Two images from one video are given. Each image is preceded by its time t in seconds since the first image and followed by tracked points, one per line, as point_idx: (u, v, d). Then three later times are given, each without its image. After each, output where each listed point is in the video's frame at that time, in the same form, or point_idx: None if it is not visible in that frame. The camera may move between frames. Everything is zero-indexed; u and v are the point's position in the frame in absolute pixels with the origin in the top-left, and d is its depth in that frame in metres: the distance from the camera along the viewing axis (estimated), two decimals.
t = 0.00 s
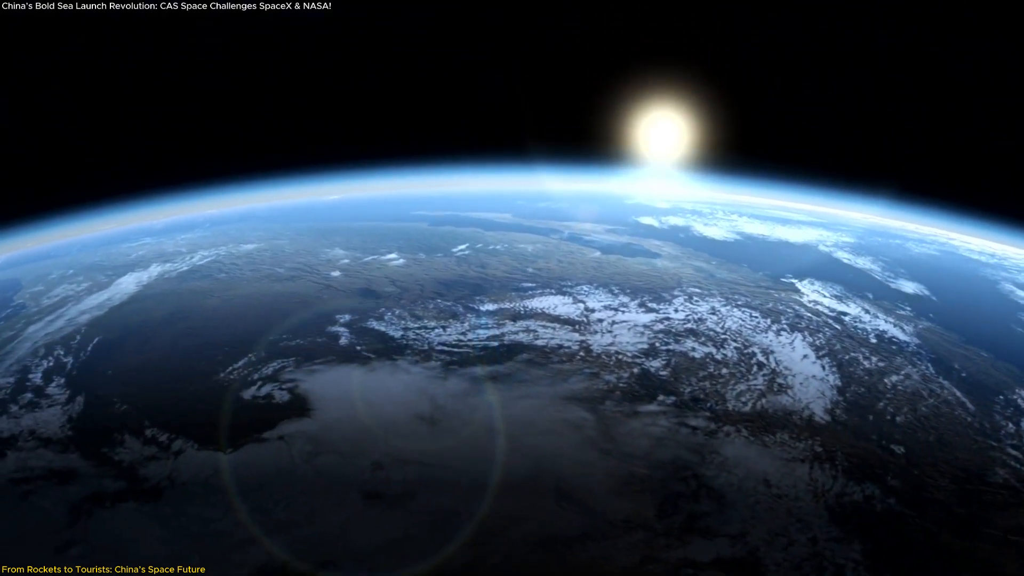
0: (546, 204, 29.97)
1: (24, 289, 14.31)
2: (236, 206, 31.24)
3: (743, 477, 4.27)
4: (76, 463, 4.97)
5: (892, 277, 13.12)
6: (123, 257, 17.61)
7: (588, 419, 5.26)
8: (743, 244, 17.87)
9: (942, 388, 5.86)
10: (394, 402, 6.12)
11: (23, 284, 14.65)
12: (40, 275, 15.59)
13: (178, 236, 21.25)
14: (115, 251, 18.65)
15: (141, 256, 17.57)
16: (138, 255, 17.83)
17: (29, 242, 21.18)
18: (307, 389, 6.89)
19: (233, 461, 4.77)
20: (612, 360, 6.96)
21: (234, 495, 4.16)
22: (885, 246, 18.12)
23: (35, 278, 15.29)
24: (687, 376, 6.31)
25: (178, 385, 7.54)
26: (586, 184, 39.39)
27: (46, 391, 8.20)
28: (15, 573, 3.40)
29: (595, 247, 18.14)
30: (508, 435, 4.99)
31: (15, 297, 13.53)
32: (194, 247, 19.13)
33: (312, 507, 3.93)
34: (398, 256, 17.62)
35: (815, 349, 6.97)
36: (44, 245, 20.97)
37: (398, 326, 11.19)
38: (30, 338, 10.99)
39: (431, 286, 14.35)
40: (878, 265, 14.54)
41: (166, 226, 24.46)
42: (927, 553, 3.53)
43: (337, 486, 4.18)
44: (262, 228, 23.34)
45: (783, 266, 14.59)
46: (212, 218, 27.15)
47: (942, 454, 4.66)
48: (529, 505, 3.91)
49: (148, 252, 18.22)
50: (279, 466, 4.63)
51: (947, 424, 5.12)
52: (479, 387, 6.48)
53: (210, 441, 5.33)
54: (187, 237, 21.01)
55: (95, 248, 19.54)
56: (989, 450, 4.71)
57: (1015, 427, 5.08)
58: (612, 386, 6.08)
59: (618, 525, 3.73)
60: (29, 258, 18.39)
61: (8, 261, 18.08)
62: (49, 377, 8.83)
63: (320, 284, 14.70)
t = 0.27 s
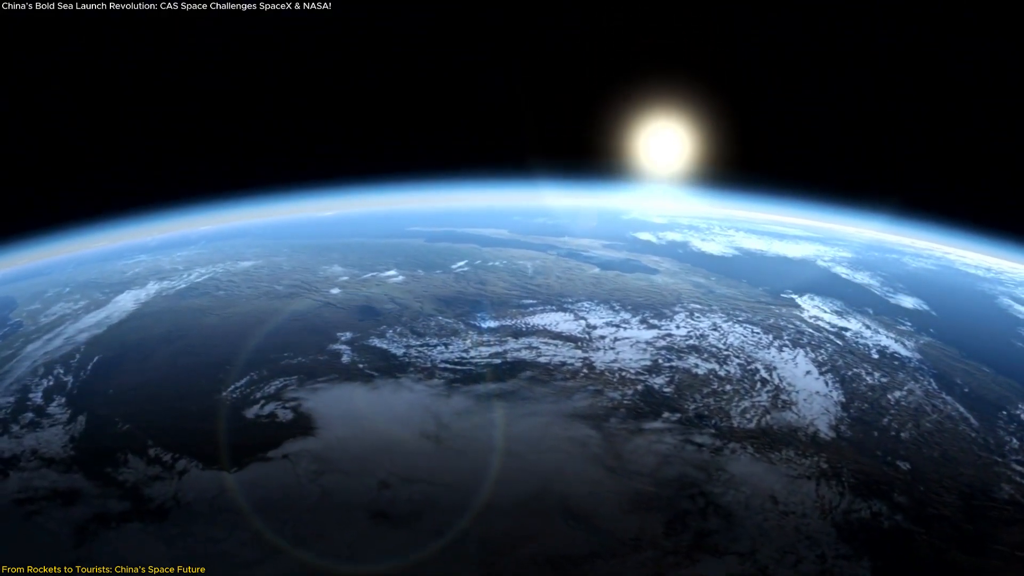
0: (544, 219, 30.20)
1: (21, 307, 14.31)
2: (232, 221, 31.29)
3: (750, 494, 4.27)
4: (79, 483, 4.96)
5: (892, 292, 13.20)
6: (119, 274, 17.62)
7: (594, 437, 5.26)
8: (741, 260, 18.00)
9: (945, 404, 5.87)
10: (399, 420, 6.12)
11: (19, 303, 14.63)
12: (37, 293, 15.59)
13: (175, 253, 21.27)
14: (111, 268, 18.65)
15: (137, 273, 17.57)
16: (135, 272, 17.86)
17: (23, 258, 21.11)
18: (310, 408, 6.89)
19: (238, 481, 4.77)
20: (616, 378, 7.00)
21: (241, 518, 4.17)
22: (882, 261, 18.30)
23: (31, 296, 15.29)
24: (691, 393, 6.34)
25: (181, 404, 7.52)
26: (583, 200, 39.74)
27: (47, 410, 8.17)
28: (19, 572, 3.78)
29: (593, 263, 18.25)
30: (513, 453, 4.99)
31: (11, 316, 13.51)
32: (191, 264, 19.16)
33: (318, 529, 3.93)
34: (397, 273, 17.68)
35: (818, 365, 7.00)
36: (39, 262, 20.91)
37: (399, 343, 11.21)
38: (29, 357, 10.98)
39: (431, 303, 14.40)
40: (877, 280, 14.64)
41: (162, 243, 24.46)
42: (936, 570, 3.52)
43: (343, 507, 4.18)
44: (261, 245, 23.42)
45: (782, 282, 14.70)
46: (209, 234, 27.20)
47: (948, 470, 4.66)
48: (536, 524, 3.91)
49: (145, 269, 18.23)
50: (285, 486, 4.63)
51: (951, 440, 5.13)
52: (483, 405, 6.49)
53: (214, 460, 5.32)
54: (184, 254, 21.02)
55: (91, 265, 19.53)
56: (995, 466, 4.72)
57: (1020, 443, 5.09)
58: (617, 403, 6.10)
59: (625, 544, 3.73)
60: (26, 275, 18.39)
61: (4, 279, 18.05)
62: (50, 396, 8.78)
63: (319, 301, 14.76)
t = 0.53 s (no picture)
0: (542, 232, 30.36)
1: (17, 322, 14.28)
2: (230, 234, 31.30)
3: (756, 508, 4.27)
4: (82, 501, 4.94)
5: (891, 305, 13.28)
6: (116, 289, 17.61)
7: (599, 451, 5.27)
8: (740, 273, 18.11)
9: (948, 417, 5.89)
10: (403, 436, 6.11)
11: (15, 318, 14.59)
12: (33, 308, 15.56)
13: (171, 267, 21.26)
14: (107, 282, 18.64)
15: (133, 288, 17.56)
16: (130, 286, 17.82)
17: (19, 272, 21.04)
18: (313, 423, 6.87)
19: (243, 499, 4.77)
20: (619, 392, 7.02)
21: (247, 537, 4.19)
22: (879, 273, 18.43)
23: (28, 311, 15.26)
24: (695, 407, 6.35)
25: (183, 420, 7.50)
26: (580, 212, 40.00)
27: (48, 427, 8.13)
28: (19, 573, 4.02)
29: (592, 277, 18.32)
30: (518, 468, 5.01)
31: (8, 331, 13.49)
32: (187, 278, 19.15)
33: (324, 547, 3.94)
34: (396, 287, 17.73)
35: (821, 379, 7.03)
36: (34, 276, 20.86)
37: (401, 358, 11.22)
38: (28, 373, 10.96)
39: (430, 317, 14.44)
40: (875, 293, 14.73)
41: (158, 256, 24.44)
42: None
43: (349, 524, 4.18)
44: (259, 259, 23.47)
45: (782, 295, 14.78)
46: (207, 248, 27.23)
47: (953, 484, 4.67)
48: (542, 541, 3.92)
49: (141, 283, 18.23)
50: (289, 504, 4.63)
51: (955, 453, 5.14)
52: (487, 420, 6.49)
53: (219, 476, 5.31)
54: (180, 268, 21.01)
55: (87, 279, 19.51)
56: (999, 479, 4.73)
57: None
58: (620, 418, 6.12)
59: (632, 559, 3.73)
60: (21, 290, 18.38)
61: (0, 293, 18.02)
62: (51, 413, 8.73)
63: (318, 316, 14.79)
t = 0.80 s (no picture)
0: (539, 247, 30.51)
1: (15, 339, 14.24)
2: (226, 249, 31.32)
3: (763, 525, 4.28)
4: (86, 522, 4.93)
5: (891, 319, 13.35)
6: (113, 306, 17.60)
7: (604, 468, 5.28)
8: (738, 288, 18.22)
9: (951, 432, 5.91)
10: (408, 453, 6.11)
11: (11, 335, 14.55)
12: (30, 326, 15.51)
13: (168, 283, 21.26)
14: (104, 299, 18.62)
15: (130, 305, 17.53)
16: (127, 303, 17.80)
17: (14, 288, 20.96)
18: (317, 441, 6.86)
19: (248, 518, 4.77)
20: (622, 409, 7.04)
21: (254, 557, 4.20)
22: (877, 287, 18.57)
23: (25, 328, 15.22)
24: (699, 423, 6.37)
25: (185, 438, 7.47)
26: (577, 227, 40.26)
27: (48, 446, 8.10)
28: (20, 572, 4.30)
29: (591, 292, 18.40)
30: (523, 485, 5.02)
31: (5, 349, 13.46)
32: (184, 295, 19.14)
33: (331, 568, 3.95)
34: (396, 303, 17.77)
35: (823, 395, 7.06)
36: (30, 292, 20.78)
37: (403, 375, 11.21)
38: (28, 391, 10.92)
39: (431, 334, 14.47)
40: (874, 307, 14.81)
41: (155, 272, 24.42)
42: None
43: (356, 546, 4.20)
44: (258, 275, 23.52)
45: (782, 310, 14.86)
46: (204, 263, 27.22)
47: (958, 499, 4.68)
48: (550, 559, 3.93)
49: (138, 300, 18.21)
50: (295, 523, 4.64)
51: (959, 468, 5.16)
52: (491, 437, 6.48)
53: (224, 495, 5.31)
54: (178, 284, 21.01)
55: (84, 296, 19.49)
56: (1004, 494, 4.74)
57: None
58: (625, 435, 6.14)
59: None
60: (18, 306, 18.34)
61: None
62: (51, 432, 8.67)
63: (317, 332, 14.81)
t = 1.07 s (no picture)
0: (536, 262, 30.64)
1: (12, 357, 14.18)
2: (223, 264, 31.30)
3: (770, 541, 4.29)
4: (89, 543, 4.91)
5: (890, 334, 13.41)
6: (110, 322, 17.56)
7: (610, 485, 5.29)
8: (738, 302, 18.30)
9: (955, 447, 5.93)
10: (413, 471, 6.10)
11: (8, 353, 14.49)
12: (27, 343, 15.45)
13: (165, 300, 21.22)
14: (101, 316, 18.56)
15: (126, 322, 17.49)
16: (123, 320, 17.77)
17: (9, 304, 20.86)
18: (321, 459, 6.84)
19: (254, 537, 4.77)
20: (626, 425, 7.05)
21: None
22: (874, 302, 18.69)
23: (22, 346, 15.16)
24: (703, 439, 6.39)
25: (188, 456, 7.45)
26: (574, 242, 40.49)
27: (50, 464, 8.06)
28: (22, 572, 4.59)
29: (590, 308, 18.44)
30: (529, 502, 5.03)
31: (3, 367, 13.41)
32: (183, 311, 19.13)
33: None
34: (395, 319, 17.79)
35: (826, 410, 7.08)
36: (24, 309, 20.65)
37: (405, 392, 11.19)
38: (27, 410, 10.88)
39: (431, 350, 14.47)
40: (873, 322, 14.89)
41: (151, 288, 24.35)
42: None
43: (363, 564, 4.21)
44: (256, 291, 23.53)
45: (782, 325, 14.91)
46: (204, 279, 27.22)
47: (964, 514, 4.69)
48: None
49: (135, 317, 18.18)
50: (301, 542, 4.64)
51: (964, 483, 5.17)
52: (496, 455, 6.47)
53: (229, 513, 5.31)
54: (175, 301, 20.98)
55: (82, 312, 19.45)
56: (1010, 509, 4.75)
57: None
58: (629, 451, 6.15)
59: None
60: (15, 323, 18.28)
61: None
62: (53, 450, 8.63)
63: (317, 349, 14.80)
